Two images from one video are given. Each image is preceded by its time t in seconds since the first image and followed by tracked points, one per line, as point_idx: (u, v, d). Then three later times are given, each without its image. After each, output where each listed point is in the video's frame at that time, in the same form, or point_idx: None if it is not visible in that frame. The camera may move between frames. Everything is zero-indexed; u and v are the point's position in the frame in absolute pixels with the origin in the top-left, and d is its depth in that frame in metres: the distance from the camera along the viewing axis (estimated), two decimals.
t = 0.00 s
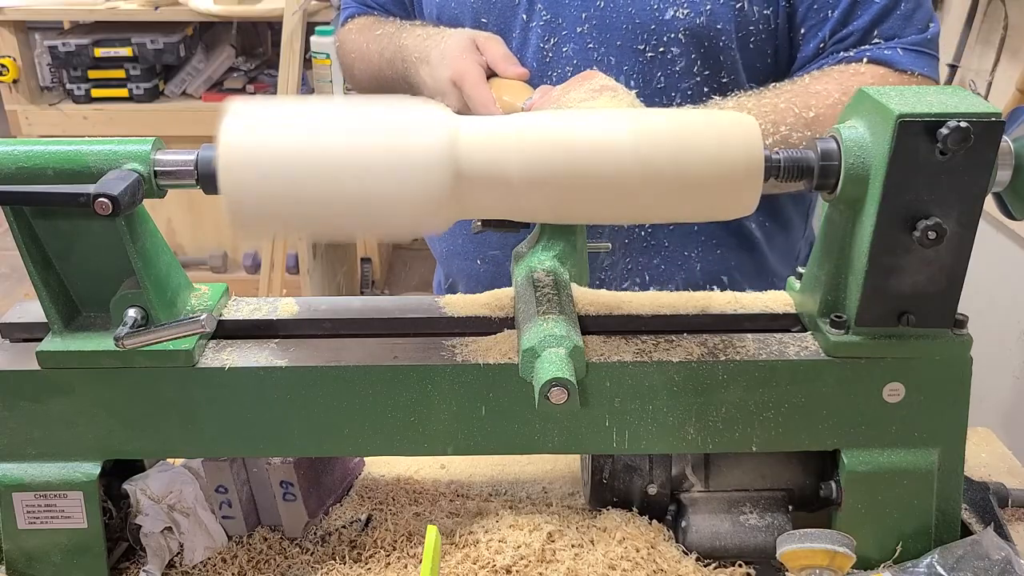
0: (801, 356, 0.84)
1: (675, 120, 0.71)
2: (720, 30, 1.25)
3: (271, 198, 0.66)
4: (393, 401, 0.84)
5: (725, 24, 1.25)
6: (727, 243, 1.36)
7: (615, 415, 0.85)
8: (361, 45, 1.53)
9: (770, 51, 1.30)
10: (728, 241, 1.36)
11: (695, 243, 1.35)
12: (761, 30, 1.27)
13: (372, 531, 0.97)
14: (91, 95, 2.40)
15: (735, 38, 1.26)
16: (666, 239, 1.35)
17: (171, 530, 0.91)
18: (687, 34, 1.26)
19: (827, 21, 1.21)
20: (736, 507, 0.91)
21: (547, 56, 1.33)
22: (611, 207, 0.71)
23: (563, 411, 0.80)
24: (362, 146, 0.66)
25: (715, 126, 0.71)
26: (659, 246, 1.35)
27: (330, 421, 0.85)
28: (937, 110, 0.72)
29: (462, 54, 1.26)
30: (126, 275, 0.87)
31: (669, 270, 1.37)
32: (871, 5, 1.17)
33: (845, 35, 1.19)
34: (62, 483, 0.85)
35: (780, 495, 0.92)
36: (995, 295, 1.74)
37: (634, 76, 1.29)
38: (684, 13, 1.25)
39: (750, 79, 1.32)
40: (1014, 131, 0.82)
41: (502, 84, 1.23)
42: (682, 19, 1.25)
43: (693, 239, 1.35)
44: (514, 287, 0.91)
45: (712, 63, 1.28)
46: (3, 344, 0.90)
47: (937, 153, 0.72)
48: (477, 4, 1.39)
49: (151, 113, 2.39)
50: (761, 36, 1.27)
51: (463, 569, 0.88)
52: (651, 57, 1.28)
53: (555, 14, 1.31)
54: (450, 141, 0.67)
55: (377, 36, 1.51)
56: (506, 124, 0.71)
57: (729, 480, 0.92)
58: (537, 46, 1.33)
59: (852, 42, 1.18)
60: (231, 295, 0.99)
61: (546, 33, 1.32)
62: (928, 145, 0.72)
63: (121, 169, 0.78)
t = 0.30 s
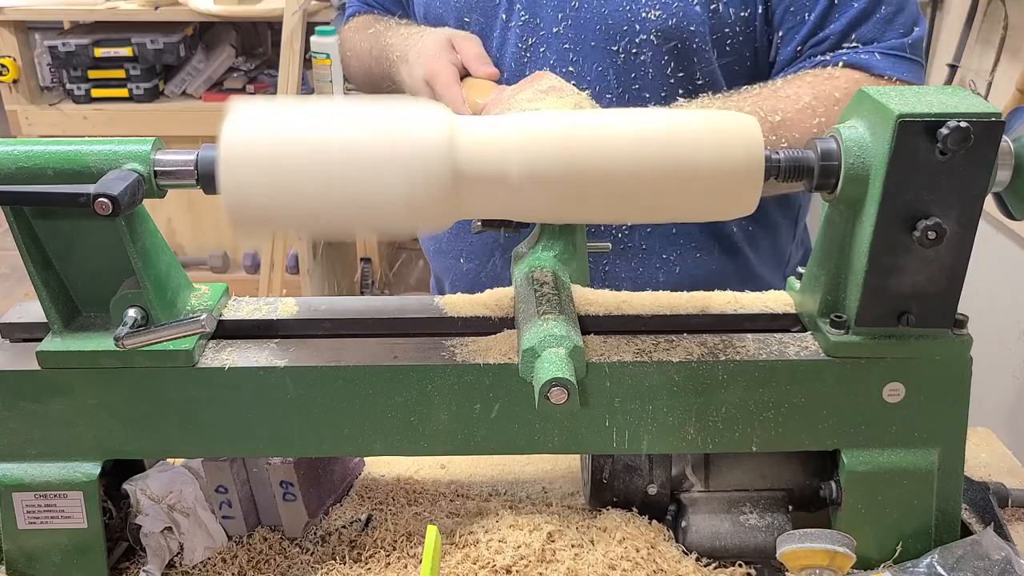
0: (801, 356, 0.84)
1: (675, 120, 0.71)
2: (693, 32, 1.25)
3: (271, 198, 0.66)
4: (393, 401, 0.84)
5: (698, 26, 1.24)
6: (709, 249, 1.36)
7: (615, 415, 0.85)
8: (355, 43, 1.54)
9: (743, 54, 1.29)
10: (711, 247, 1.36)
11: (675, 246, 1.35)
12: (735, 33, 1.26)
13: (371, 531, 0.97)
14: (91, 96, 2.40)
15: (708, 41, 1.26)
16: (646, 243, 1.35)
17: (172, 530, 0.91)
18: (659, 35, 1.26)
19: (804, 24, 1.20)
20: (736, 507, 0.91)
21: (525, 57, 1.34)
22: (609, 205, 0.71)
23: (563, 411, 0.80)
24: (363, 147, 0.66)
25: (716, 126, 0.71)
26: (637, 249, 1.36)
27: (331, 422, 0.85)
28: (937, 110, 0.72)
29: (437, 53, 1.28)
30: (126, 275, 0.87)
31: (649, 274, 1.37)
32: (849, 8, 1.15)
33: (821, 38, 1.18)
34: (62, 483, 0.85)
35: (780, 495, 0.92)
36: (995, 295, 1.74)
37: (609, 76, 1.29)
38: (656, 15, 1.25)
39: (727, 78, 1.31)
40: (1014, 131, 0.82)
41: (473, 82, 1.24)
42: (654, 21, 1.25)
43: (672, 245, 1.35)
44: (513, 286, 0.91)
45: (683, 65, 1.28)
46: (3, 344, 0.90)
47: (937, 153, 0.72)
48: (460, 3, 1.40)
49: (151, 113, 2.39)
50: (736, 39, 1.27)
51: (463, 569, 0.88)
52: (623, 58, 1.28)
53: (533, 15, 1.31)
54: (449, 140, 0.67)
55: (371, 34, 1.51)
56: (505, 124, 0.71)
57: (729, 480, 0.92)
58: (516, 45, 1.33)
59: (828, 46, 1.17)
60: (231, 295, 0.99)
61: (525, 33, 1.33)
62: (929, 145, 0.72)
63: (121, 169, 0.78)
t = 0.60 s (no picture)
0: (801, 356, 0.84)
1: (674, 120, 0.71)
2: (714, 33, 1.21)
3: (271, 197, 0.66)
4: (393, 401, 0.84)
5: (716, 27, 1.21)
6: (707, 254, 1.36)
7: (615, 415, 0.85)
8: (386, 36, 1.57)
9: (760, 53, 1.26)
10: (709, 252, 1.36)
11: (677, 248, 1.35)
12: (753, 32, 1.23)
13: (372, 531, 0.97)
14: (91, 96, 2.40)
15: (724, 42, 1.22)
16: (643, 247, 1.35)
17: (171, 530, 0.91)
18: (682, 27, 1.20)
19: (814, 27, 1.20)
20: (736, 507, 0.91)
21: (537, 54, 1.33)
22: (608, 205, 0.71)
23: (563, 411, 0.80)
24: (363, 147, 0.66)
25: (715, 125, 0.71)
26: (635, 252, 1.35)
27: (331, 422, 0.85)
28: (937, 110, 0.72)
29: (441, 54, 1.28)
30: (126, 275, 0.87)
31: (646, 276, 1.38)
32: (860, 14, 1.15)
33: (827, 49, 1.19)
34: (62, 483, 0.85)
35: (780, 495, 0.92)
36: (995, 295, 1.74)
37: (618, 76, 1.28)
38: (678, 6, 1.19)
39: (739, 78, 1.27)
40: (1014, 132, 0.82)
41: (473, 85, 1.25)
42: (677, 13, 1.20)
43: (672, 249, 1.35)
44: (513, 286, 0.91)
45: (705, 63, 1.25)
46: (3, 344, 0.90)
47: (937, 153, 0.72)
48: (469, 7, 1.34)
49: (151, 113, 2.39)
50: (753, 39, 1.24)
51: (463, 569, 0.88)
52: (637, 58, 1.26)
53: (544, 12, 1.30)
54: (449, 140, 0.67)
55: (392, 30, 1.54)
56: (505, 124, 0.71)
57: (729, 480, 0.92)
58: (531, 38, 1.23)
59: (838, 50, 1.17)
60: (231, 295, 0.99)
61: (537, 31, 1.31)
62: (928, 145, 0.72)
63: (121, 169, 0.79)
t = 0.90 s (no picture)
0: (801, 356, 0.84)
1: (674, 120, 0.71)
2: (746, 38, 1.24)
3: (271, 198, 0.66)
4: (393, 401, 0.84)
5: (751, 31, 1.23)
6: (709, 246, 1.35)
7: (615, 415, 0.85)
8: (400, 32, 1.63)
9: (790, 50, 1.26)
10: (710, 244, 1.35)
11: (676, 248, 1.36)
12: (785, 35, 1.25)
13: (372, 531, 0.97)
14: (91, 96, 2.40)
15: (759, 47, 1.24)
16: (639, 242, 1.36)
17: (171, 530, 0.91)
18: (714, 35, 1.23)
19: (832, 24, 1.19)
20: (736, 507, 0.91)
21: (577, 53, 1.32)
22: (609, 205, 0.71)
23: (563, 411, 0.80)
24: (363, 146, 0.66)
25: (715, 125, 0.71)
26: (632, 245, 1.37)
27: (331, 422, 0.85)
28: (937, 110, 0.72)
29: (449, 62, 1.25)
30: (126, 275, 0.87)
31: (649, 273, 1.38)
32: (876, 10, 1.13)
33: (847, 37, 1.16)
34: (62, 483, 0.85)
35: (780, 495, 0.92)
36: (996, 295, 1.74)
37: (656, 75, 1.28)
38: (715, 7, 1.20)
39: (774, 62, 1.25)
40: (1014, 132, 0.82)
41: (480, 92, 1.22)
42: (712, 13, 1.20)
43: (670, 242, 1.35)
44: (513, 286, 0.91)
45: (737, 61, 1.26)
46: (3, 344, 0.90)
47: (937, 153, 0.72)
48: None
49: (151, 113, 2.39)
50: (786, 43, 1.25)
51: (463, 570, 0.88)
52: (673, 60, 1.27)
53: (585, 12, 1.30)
54: (449, 140, 0.67)
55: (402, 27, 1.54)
56: (505, 124, 0.71)
57: (729, 480, 0.92)
58: (587, 36, 1.17)
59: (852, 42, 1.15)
60: (231, 295, 0.99)
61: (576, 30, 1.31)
62: (928, 145, 0.72)
63: (121, 169, 0.78)
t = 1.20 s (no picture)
0: (801, 356, 0.84)
1: (674, 120, 0.71)
2: (732, 67, 1.29)
3: (272, 199, 0.66)
4: (392, 401, 0.84)
5: (738, 62, 1.28)
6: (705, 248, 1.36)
7: (615, 415, 0.85)
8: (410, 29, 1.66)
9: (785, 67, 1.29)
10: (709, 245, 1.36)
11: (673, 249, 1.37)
12: (774, 63, 1.29)
13: (371, 531, 0.97)
14: (91, 96, 2.40)
15: (748, 76, 1.30)
16: (634, 245, 1.38)
17: (171, 530, 0.91)
18: (696, 70, 1.30)
19: (839, 47, 1.16)
20: (736, 507, 0.91)
21: (571, 80, 1.38)
22: (609, 204, 0.71)
23: (563, 411, 0.80)
24: (363, 147, 0.66)
25: (715, 125, 0.71)
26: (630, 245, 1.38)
27: (331, 422, 0.85)
28: (936, 110, 0.72)
29: (455, 50, 1.34)
30: (127, 275, 0.87)
31: (642, 274, 1.40)
32: (885, 39, 1.10)
33: (852, 68, 1.14)
34: (62, 483, 0.85)
35: (780, 495, 0.92)
36: (996, 295, 1.74)
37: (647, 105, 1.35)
38: (694, 51, 1.29)
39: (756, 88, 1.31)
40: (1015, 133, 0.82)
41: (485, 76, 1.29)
42: (692, 57, 1.29)
43: (667, 240, 1.37)
44: (513, 286, 0.91)
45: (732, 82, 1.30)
46: (3, 344, 0.90)
47: (937, 153, 0.72)
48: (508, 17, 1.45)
49: (151, 113, 2.39)
50: (779, 71, 1.30)
51: (463, 570, 0.88)
52: (662, 91, 1.33)
53: (580, 39, 1.36)
54: (449, 140, 0.67)
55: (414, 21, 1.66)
56: (505, 124, 0.71)
57: (729, 480, 0.92)
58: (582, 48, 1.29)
59: (860, 73, 1.13)
60: (231, 295, 0.99)
61: (571, 57, 1.37)
62: (929, 144, 0.72)
63: (121, 169, 0.78)
